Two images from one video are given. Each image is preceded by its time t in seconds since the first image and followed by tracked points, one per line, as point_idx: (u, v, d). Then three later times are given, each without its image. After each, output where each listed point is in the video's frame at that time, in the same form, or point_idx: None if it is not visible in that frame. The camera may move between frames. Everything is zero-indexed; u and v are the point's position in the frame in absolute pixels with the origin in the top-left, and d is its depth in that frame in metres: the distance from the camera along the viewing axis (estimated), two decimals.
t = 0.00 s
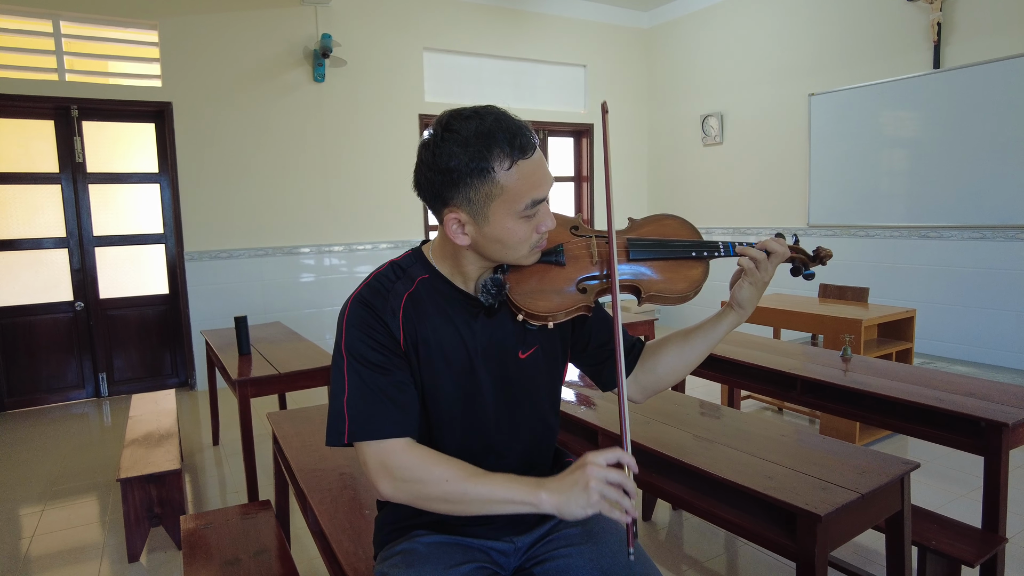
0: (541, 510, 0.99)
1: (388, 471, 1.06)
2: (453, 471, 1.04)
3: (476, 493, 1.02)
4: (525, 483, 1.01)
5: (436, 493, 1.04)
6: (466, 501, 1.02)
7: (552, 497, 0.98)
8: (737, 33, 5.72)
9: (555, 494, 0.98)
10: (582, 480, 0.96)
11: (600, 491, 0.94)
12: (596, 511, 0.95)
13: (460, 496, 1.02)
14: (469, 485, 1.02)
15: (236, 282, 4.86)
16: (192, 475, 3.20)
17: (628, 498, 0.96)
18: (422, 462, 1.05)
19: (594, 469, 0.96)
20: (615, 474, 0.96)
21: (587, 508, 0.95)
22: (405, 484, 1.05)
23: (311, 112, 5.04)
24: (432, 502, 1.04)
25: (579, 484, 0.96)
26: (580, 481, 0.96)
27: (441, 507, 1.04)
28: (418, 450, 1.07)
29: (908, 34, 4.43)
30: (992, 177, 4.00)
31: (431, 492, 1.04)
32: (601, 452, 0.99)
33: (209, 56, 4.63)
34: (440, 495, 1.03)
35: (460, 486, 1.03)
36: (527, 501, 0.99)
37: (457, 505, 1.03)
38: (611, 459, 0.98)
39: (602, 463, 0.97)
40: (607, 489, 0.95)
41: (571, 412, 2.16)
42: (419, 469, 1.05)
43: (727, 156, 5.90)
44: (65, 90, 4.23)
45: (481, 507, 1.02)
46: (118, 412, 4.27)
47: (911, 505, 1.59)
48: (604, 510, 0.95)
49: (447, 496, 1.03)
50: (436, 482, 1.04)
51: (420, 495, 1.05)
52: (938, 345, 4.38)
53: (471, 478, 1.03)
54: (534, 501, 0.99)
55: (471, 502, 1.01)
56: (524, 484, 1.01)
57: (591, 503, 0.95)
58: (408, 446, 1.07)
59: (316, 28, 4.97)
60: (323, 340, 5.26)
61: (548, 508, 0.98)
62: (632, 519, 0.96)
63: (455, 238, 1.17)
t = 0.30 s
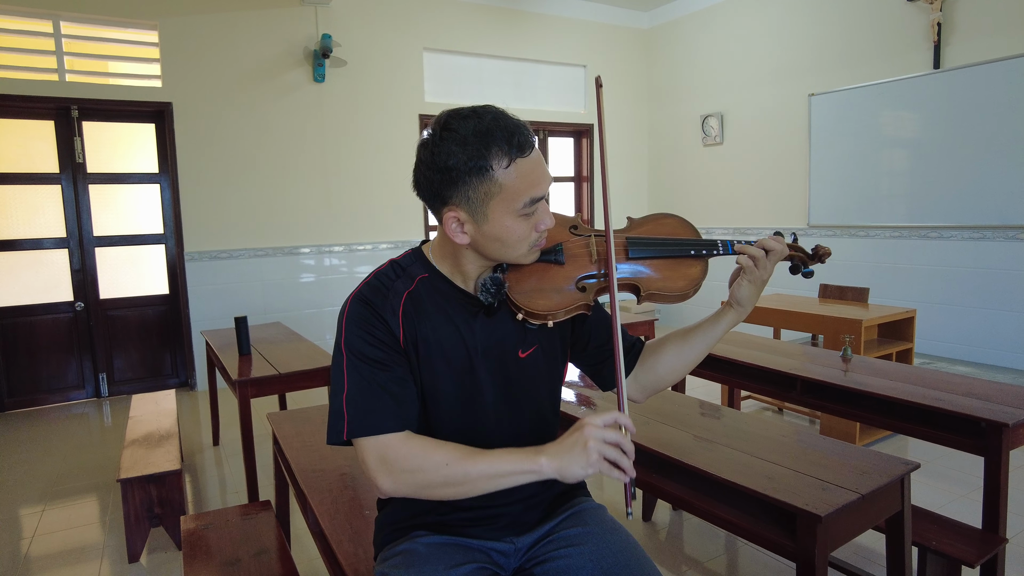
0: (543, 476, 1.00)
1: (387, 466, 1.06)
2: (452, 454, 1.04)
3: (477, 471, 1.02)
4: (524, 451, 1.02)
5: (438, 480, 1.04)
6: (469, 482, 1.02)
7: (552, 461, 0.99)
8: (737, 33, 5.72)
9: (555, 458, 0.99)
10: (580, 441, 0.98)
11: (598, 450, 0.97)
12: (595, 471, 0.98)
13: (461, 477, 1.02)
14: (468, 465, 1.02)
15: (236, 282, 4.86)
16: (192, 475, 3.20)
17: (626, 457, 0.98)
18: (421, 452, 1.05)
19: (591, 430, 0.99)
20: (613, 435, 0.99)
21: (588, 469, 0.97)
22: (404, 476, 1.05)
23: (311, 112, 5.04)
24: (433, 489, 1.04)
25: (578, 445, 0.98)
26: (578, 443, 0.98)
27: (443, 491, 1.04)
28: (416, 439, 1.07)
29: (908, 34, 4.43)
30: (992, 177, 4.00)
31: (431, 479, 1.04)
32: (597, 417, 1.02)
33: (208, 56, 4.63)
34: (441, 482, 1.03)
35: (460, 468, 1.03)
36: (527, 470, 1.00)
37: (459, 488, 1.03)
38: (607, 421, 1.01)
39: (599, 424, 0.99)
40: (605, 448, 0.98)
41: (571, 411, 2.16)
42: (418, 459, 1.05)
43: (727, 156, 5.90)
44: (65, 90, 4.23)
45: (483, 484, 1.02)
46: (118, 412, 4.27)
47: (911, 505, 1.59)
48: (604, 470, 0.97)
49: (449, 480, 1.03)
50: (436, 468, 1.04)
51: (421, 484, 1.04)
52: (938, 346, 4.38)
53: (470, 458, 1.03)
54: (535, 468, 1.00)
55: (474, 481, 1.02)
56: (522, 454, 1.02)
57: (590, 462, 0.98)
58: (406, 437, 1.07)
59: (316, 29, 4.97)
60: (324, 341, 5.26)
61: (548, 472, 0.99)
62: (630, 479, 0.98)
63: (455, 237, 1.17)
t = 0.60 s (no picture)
0: (550, 442, 0.99)
1: (395, 458, 1.05)
2: (457, 436, 1.04)
3: (486, 448, 1.01)
4: (529, 420, 1.02)
5: (447, 463, 1.03)
6: (479, 458, 1.01)
7: (557, 426, 0.99)
8: (737, 33, 5.72)
9: (559, 422, 0.99)
10: (583, 402, 0.98)
11: (602, 409, 0.96)
12: (600, 431, 0.97)
13: (471, 456, 1.01)
14: (476, 444, 1.01)
15: (237, 282, 4.86)
16: (193, 475, 3.21)
17: (629, 415, 0.98)
18: (428, 440, 1.05)
19: (594, 390, 0.98)
20: (615, 393, 0.98)
21: (592, 429, 0.97)
22: (414, 465, 1.04)
23: (311, 113, 5.04)
24: (444, 474, 1.04)
25: (581, 407, 0.98)
26: (582, 404, 0.98)
27: (456, 474, 1.03)
28: (422, 429, 1.06)
29: (908, 34, 4.43)
30: (993, 177, 4.00)
31: (440, 464, 1.03)
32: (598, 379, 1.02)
33: (209, 56, 4.63)
34: (450, 466, 1.03)
35: (468, 448, 1.02)
36: (533, 438, 1.00)
37: (471, 467, 1.02)
38: (609, 382, 1.00)
39: (602, 386, 0.99)
40: (609, 408, 0.97)
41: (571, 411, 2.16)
42: (425, 446, 1.04)
43: (727, 156, 5.90)
44: (65, 90, 4.23)
45: (494, 460, 1.01)
46: (119, 412, 4.27)
47: (912, 505, 1.59)
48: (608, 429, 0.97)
49: (459, 461, 1.02)
50: (443, 452, 1.03)
51: (430, 471, 1.04)
52: (938, 346, 4.39)
53: (476, 437, 1.02)
54: (540, 434, 1.00)
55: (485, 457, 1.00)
56: (528, 423, 1.01)
57: (595, 422, 0.97)
58: (413, 428, 1.06)
59: (316, 29, 4.97)
60: (324, 341, 5.27)
61: (554, 437, 0.99)
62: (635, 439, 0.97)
63: (457, 238, 1.17)
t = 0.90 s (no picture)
0: (558, 438, 1.00)
1: (406, 460, 1.05)
2: (466, 436, 1.03)
3: (498, 447, 1.00)
4: (536, 417, 1.02)
5: (458, 464, 1.02)
6: (491, 456, 1.01)
7: (565, 422, 0.99)
8: (737, 33, 5.72)
9: (566, 419, 1.00)
10: (590, 398, 0.99)
11: (609, 404, 0.97)
12: (606, 426, 0.98)
13: (482, 455, 1.01)
14: (488, 441, 1.01)
15: (237, 282, 4.86)
16: (193, 475, 3.21)
17: (635, 409, 0.99)
18: (439, 441, 1.04)
19: (600, 386, 0.99)
20: (620, 388, 0.99)
21: (599, 424, 0.98)
22: (425, 467, 1.04)
23: (311, 113, 5.04)
24: (456, 475, 1.03)
25: (588, 403, 0.99)
26: (589, 399, 0.99)
27: (467, 473, 1.03)
28: (431, 430, 1.06)
29: (908, 34, 4.43)
30: (993, 177, 4.00)
31: (452, 464, 1.03)
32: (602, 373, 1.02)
33: (209, 57, 4.63)
34: (462, 466, 1.02)
35: (479, 446, 1.01)
36: (542, 435, 1.00)
37: (483, 466, 1.02)
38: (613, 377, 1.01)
39: (608, 381, 1.00)
40: (614, 403, 0.99)
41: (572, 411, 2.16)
42: (436, 448, 1.04)
43: (728, 156, 5.90)
44: (66, 90, 4.23)
45: (506, 457, 1.01)
46: (119, 412, 4.27)
47: (913, 505, 1.59)
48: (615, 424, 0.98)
49: (471, 462, 1.02)
50: (455, 453, 1.03)
51: (441, 472, 1.03)
52: (938, 346, 4.39)
53: (487, 435, 1.02)
54: (549, 431, 1.00)
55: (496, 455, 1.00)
56: (534, 420, 1.01)
57: (602, 417, 0.98)
58: (422, 429, 1.07)
59: (317, 29, 4.97)
60: (324, 341, 5.27)
61: (560, 432, 0.99)
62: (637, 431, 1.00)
63: (462, 241, 1.17)
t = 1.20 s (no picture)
0: (552, 490, 1.00)
1: (396, 470, 1.05)
2: (460, 461, 1.04)
3: (490, 480, 1.02)
4: (535, 463, 1.03)
5: (447, 486, 1.04)
6: (479, 489, 1.03)
7: (561, 476, 1.00)
8: (737, 33, 5.72)
9: (564, 473, 1.00)
10: (590, 458, 0.98)
11: (608, 469, 0.96)
12: (605, 489, 0.97)
13: (472, 485, 1.03)
14: (479, 474, 1.03)
15: (237, 282, 4.86)
16: (193, 475, 3.21)
17: (638, 474, 0.96)
18: (430, 457, 1.05)
19: (603, 446, 0.98)
20: (624, 451, 0.97)
21: (598, 485, 0.97)
22: (416, 480, 1.04)
23: (312, 113, 5.04)
24: (444, 494, 1.04)
25: (588, 462, 0.98)
26: (589, 460, 0.98)
27: (454, 499, 1.04)
28: (423, 444, 1.07)
29: (908, 34, 4.43)
30: (993, 177, 4.00)
31: (442, 484, 1.04)
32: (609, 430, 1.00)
33: (209, 57, 4.63)
34: (451, 487, 1.03)
35: (470, 475, 1.03)
36: (536, 483, 1.01)
37: (470, 495, 1.03)
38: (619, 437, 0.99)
39: (611, 441, 0.98)
40: (616, 465, 0.97)
41: (571, 412, 2.16)
42: (427, 464, 1.04)
43: (728, 156, 5.90)
44: (66, 90, 4.23)
45: (495, 493, 1.03)
46: (120, 412, 4.28)
47: (913, 506, 1.59)
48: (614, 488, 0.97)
49: (460, 488, 1.03)
50: (445, 474, 1.04)
51: (430, 489, 1.04)
52: (938, 346, 4.38)
53: (481, 466, 1.04)
54: (544, 481, 1.01)
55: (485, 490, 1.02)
56: (533, 466, 1.02)
57: (600, 480, 0.97)
58: (415, 441, 1.07)
59: (317, 29, 4.98)
60: (324, 341, 5.27)
61: (557, 486, 1.00)
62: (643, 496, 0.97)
63: (460, 242, 1.17)
